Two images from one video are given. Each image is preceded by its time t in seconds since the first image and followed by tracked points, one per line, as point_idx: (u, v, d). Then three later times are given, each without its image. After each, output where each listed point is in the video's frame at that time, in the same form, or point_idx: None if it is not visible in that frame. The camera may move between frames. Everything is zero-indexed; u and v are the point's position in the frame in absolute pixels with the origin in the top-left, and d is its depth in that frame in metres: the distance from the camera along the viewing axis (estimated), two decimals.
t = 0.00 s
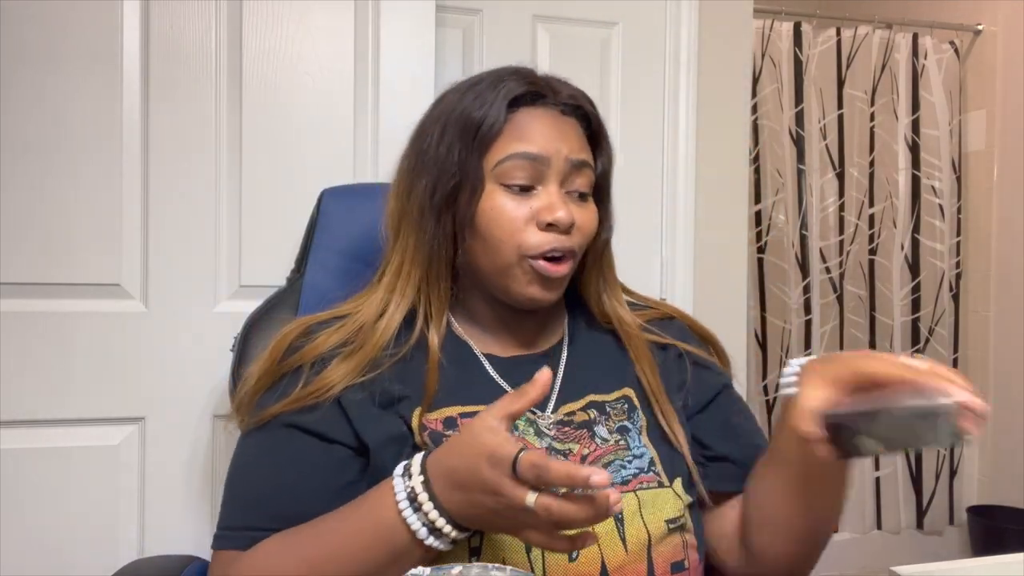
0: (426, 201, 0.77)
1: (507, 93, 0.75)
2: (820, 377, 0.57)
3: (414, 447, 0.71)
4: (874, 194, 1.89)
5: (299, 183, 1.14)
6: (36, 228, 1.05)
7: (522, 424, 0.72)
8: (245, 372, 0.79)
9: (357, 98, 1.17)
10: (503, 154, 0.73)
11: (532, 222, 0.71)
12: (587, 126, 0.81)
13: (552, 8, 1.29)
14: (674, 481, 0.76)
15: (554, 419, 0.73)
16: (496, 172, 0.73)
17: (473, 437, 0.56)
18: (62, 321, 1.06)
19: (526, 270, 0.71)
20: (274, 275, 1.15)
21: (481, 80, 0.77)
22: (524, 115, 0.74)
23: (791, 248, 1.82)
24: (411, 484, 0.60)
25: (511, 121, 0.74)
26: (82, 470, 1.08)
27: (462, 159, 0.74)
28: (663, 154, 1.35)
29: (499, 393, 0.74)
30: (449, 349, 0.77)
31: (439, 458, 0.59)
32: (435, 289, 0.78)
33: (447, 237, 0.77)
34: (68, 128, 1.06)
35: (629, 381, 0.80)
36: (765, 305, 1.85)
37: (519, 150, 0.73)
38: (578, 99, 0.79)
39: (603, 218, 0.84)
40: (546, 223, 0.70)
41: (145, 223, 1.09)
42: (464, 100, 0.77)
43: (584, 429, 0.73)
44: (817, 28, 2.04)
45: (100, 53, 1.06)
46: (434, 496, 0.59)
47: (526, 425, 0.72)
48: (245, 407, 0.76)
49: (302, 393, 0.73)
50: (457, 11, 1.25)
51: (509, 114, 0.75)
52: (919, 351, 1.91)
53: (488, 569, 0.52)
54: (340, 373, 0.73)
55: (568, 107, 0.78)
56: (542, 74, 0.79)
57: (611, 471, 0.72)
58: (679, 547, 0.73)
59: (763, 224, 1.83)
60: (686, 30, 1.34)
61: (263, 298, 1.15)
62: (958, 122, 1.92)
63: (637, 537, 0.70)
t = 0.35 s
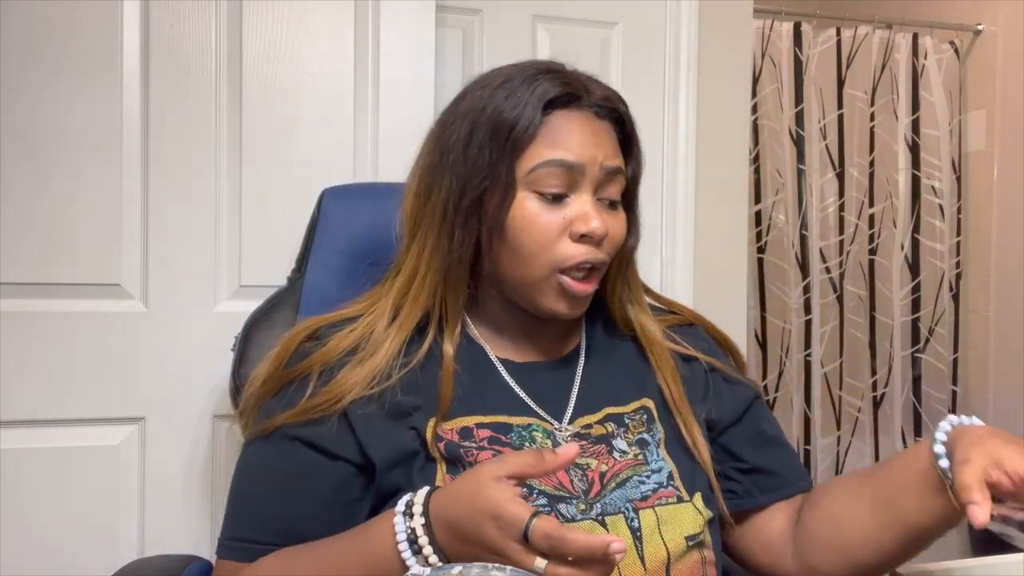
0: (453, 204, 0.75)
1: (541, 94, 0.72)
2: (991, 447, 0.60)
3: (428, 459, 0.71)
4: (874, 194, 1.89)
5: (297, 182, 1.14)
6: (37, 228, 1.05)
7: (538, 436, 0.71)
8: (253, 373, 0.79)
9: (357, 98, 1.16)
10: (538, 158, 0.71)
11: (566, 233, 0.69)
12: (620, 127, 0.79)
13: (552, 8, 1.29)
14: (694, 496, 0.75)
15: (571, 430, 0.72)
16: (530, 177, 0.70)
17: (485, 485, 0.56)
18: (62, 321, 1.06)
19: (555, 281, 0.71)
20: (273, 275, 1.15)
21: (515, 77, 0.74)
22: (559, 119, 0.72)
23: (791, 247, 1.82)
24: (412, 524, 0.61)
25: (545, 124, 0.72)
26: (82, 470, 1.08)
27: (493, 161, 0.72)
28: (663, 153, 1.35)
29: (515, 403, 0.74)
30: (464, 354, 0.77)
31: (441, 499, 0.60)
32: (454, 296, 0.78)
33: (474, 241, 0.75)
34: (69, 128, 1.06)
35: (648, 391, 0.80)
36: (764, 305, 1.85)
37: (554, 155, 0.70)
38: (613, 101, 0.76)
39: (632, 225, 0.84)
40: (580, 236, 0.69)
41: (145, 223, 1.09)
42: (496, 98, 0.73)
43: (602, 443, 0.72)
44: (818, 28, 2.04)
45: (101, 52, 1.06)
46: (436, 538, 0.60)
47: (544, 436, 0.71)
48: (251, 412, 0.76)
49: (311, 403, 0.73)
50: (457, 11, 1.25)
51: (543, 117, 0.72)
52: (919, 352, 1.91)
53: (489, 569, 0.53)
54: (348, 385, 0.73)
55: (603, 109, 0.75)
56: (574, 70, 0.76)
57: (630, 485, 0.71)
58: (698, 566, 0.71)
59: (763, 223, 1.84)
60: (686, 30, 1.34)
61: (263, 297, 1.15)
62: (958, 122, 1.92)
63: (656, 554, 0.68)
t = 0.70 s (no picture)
0: (465, 203, 0.74)
1: (555, 89, 0.72)
2: None
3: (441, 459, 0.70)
4: (874, 194, 1.89)
5: (296, 183, 1.14)
6: (36, 228, 1.05)
7: (552, 444, 0.69)
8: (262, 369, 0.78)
9: (357, 98, 1.16)
10: (552, 154, 0.71)
11: (580, 231, 0.69)
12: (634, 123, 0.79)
13: (552, 8, 1.29)
14: (707, 510, 0.73)
15: (584, 439, 0.70)
16: (544, 173, 0.70)
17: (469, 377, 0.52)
18: (62, 321, 1.06)
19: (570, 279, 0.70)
20: (274, 275, 1.15)
21: (527, 72, 0.74)
22: (573, 113, 0.72)
23: (791, 248, 1.83)
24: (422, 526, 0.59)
25: (559, 119, 0.72)
26: (82, 470, 1.08)
27: (506, 157, 0.72)
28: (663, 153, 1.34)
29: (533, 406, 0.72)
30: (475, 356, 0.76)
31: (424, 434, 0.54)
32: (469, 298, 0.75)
33: (486, 241, 0.74)
34: (68, 129, 1.06)
35: (664, 400, 0.78)
36: (765, 305, 1.85)
37: (568, 152, 0.71)
38: (624, 96, 0.77)
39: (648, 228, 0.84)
40: (593, 233, 0.69)
41: (145, 224, 1.09)
42: (510, 94, 0.73)
43: (614, 453, 0.70)
44: (819, 28, 2.04)
45: (101, 53, 1.06)
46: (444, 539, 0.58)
47: (557, 445, 0.69)
48: (257, 402, 0.75)
49: (321, 393, 0.72)
50: (457, 11, 1.25)
51: (557, 112, 0.72)
52: (919, 351, 1.91)
53: (488, 569, 0.51)
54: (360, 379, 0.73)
55: (618, 104, 0.76)
56: (587, 67, 0.76)
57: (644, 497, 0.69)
58: None
59: (763, 223, 1.84)
60: (686, 30, 1.34)
61: (263, 297, 1.15)
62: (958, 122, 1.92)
63: (667, 567, 0.67)
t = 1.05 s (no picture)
0: (444, 204, 0.75)
1: (532, 90, 0.72)
2: None
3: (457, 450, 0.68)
4: (874, 194, 1.89)
5: (296, 183, 1.14)
6: (36, 229, 1.05)
7: (563, 438, 0.69)
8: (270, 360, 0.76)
9: (357, 98, 1.16)
10: (525, 155, 0.70)
11: (556, 232, 0.68)
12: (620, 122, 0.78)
13: (552, 8, 1.29)
14: (713, 507, 0.73)
15: (589, 436, 0.70)
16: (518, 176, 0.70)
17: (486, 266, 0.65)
18: (62, 321, 1.06)
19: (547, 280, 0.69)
20: (273, 275, 1.14)
21: (509, 73, 0.74)
22: (550, 113, 0.71)
23: (791, 248, 1.83)
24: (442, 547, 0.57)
25: (535, 120, 0.71)
26: (82, 470, 1.08)
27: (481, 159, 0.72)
28: (664, 153, 1.34)
29: (539, 402, 0.72)
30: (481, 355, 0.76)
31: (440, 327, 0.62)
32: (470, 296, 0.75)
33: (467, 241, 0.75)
34: (68, 129, 1.06)
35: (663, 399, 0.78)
36: (765, 305, 1.85)
37: (545, 153, 0.69)
38: (610, 96, 0.75)
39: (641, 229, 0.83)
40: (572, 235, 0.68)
41: (145, 224, 1.09)
42: (490, 94, 0.73)
43: (618, 450, 0.70)
44: (818, 27, 2.04)
45: (100, 53, 1.06)
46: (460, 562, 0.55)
47: (568, 439, 0.69)
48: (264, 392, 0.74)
49: (326, 376, 0.68)
50: (458, 11, 1.25)
51: (534, 112, 0.71)
52: (919, 351, 1.91)
53: (489, 569, 0.49)
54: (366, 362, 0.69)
55: (600, 103, 0.74)
56: (573, 67, 0.75)
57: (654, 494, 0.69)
58: None
59: (763, 223, 1.84)
60: (686, 29, 1.34)
61: (263, 297, 1.15)
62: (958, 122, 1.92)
63: (678, 565, 0.67)
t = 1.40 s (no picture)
0: (462, 203, 0.74)
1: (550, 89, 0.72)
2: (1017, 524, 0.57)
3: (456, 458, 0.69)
4: (874, 194, 1.89)
5: (296, 183, 1.14)
6: (36, 229, 1.05)
7: (562, 443, 0.70)
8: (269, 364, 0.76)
9: (357, 99, 1.16)
10: (547, 154, 0.70)
11: (576, 231, 0.68)
12: (631, 121, 0.78)
13: (552, 8, 1.29)
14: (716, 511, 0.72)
15: (590, 439, 0.70)
16: (540, 174, 0.69)
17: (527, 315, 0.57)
18: (62, 321, 1.06)
19: (565, 278, 0.69)
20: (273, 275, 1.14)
21: (522, 73, 0.74)
22: (570, 113, 0.71)
23: (792, 248, 1.83)
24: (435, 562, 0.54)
25: (555, 119, 0.71)
26: (82, 470, 1.08)
27: (502, 158, 0.71)
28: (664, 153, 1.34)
29: (538, 406, 0.73)
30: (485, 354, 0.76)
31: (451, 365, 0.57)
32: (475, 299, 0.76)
33: (483, 244, 0.73)
34: (68, 129, 1.06)
35: (667, 401, 0.78)
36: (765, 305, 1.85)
37: (565, 152, 0.69)
38: (622, 97, 0.76)
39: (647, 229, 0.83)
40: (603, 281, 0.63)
41: (145, 224, 1.09)
42: (506, 95, 0.73)
43: (619, 453, 0.70)
44: (819, 27, 2.04)
45: (100, 53, 1.06)
46: None
47: (567, 444, 0.70)
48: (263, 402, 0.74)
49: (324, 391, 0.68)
50: (457, 11, 1.25)
51: (553, 112, 0.71)
52: (919, 351, 1.91)
53: (488, 569, 0.48)
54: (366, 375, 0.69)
55: (614, 104, 0.75)
56: (583, 67, 0.76)
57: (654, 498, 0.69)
58: None
59: (764, 223, 1.84)
60: (686, 29, 1.34)
61: (263, 297, 1.15)
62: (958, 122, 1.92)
63: (679, 569, 0.66)
